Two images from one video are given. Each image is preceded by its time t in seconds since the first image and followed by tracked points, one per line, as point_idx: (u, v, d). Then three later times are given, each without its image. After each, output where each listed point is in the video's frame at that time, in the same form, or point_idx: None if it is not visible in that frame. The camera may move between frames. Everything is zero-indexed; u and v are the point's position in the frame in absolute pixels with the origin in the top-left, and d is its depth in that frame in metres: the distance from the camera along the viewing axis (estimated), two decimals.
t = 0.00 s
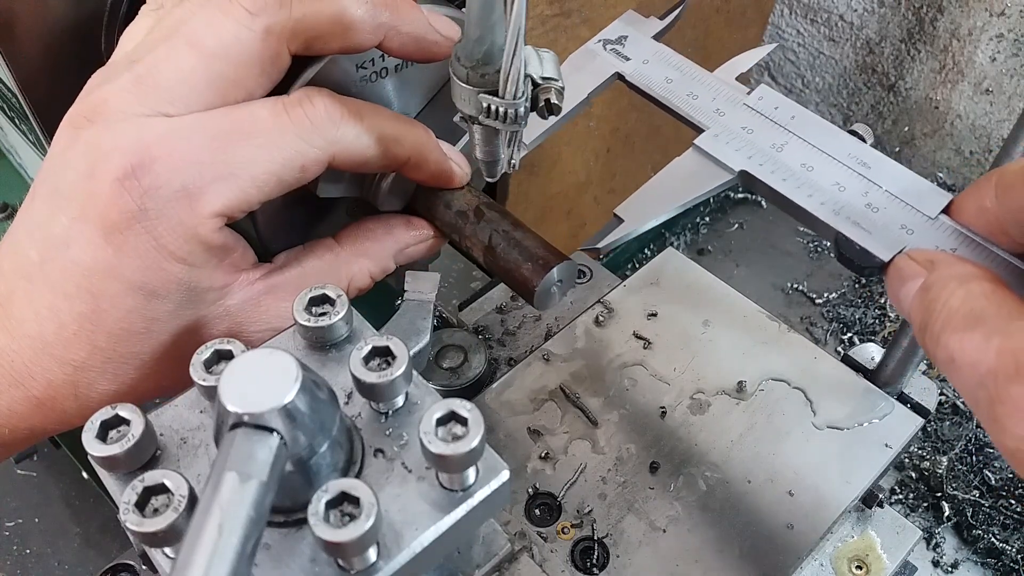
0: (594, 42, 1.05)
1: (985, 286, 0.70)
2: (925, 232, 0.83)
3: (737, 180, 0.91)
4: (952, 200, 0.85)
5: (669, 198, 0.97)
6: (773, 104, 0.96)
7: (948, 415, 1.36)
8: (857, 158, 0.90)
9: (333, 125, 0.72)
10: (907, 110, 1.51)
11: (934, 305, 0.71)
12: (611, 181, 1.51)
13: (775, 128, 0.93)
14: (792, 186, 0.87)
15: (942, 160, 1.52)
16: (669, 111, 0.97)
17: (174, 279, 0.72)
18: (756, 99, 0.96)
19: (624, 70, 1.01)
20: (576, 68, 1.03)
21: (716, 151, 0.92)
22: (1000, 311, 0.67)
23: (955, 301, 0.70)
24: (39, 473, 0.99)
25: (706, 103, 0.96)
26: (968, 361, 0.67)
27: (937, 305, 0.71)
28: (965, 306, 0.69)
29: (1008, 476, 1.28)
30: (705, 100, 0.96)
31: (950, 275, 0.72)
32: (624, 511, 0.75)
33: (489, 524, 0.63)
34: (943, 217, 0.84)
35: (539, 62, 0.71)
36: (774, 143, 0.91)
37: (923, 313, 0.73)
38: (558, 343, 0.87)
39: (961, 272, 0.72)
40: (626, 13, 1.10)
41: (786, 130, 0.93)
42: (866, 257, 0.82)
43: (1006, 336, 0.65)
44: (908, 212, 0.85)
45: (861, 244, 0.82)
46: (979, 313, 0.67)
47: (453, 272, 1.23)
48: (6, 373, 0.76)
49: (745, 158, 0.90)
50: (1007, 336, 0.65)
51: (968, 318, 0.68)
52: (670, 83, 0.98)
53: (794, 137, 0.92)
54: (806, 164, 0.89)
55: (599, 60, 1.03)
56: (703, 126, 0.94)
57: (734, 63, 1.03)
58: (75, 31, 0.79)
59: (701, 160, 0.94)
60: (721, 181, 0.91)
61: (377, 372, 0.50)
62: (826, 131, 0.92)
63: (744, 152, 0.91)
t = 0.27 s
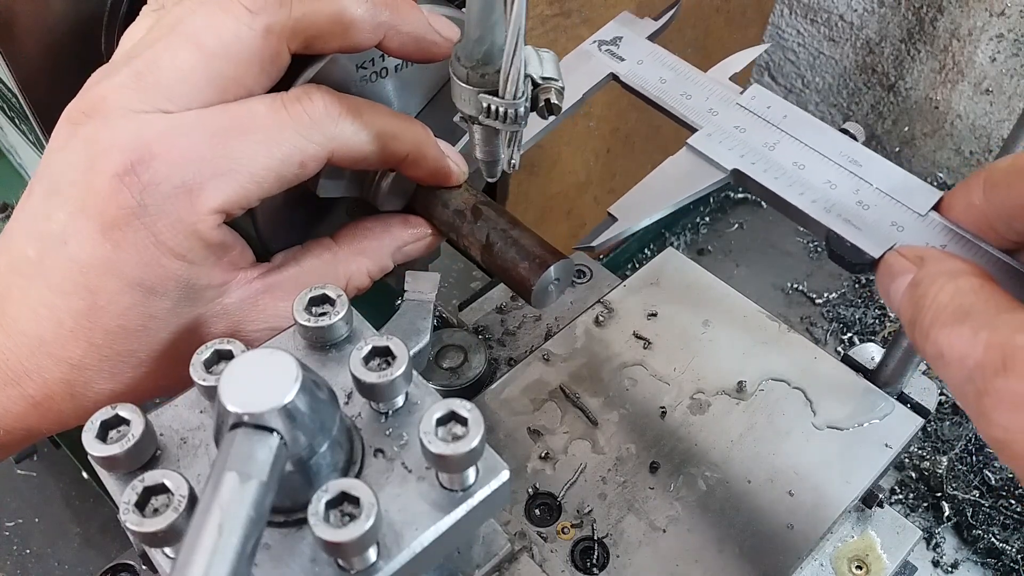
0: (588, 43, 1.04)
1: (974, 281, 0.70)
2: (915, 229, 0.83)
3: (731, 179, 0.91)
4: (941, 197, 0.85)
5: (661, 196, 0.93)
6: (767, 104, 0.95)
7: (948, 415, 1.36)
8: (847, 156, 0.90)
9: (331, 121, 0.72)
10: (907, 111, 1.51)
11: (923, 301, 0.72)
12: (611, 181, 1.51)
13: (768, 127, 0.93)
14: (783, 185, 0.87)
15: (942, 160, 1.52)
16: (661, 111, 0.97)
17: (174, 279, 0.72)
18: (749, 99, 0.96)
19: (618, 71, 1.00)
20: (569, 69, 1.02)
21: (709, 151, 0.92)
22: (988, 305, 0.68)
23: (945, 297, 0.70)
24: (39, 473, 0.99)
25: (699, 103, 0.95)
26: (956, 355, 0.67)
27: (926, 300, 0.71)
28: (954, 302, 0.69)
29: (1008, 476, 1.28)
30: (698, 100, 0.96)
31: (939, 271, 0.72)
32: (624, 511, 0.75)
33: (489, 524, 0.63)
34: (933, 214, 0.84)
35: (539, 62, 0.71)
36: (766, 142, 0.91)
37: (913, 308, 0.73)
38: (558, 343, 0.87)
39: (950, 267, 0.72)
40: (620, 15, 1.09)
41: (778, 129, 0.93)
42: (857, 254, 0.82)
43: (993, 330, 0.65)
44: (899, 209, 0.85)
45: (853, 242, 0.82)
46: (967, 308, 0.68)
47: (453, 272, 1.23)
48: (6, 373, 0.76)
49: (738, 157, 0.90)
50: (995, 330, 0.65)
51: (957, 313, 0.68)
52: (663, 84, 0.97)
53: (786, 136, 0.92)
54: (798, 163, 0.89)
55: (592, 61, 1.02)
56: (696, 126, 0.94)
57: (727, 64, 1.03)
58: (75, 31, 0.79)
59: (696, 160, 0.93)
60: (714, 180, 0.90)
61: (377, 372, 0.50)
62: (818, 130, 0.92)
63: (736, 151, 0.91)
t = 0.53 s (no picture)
0: (578, 45, 1.03)
1: (962, 275, 0.71)
2: (905, 225, 0.83)
3: (720, 177, 0.90)
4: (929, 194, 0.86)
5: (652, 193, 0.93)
6: (756, 104, 0.95)
7: (948, 415, 1.36)
8: (837, 154, 0.90)
9: (330, 113, 0.72)
10: (907, 111, 1.51)
11: (912, 296, 0.72)
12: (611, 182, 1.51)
13: (758, 127, 0.93)
14: (774, 183, 0.87)
15: (942, 160, 1.52)
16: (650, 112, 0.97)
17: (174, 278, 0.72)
18: (738, 99, 0.96)
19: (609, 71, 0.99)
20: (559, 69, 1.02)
21: (700, 150, 0.91)
22: (977, 300, 0.68)
23: (934, 291, 0.71)
24: (39, 473, 0.99)
25: (689, 103, 0.95)
26: (945, 350, 0.68)
27: (915, 296, 0.72)
28: (943, 297, 0.70)
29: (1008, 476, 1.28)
30: (687, 100, 0.95)
31: (928, 266, 0.73)
32: (624, 511, 0.75)
33: (489, 524, 0.64)
34: (922, 210, 0.84)
35: (539, 62, 0.71)
36: (756, 141, 0.91)
37: (902, 303, 0.74)
38: (558, 343, 0.87)
39: (939, 263, 0.73)
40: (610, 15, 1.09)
41: (767, 128, 0.93)
42: (848, 250, 0.82)
43: (980, 324, 0.66)
44: (889, 206, 0.85)
45: (843, 239, 0.82)
46: (956, 303, 0.68)
47: (453, 271, 1.23)
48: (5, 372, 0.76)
49: (728, 156, 0.90)
50: (983, 324, 0.66)
51: (946, 307, 0.69)
52: (653, 84, 0.97)
53: (776, 135, 0.92)
54: (787, 162, 0.89)
55: (583, 62, 1.01)
56: (686, 125, 0.94)
57: (718, 62, 1.03)
58: (75, 31, 0.79)
59: (686, 160, 0.92)
60: (705, 179, 0.90)
61: (377, 372, 0.50)
62: (807, 129, 0.92)
63: (726, 150, 0.91)
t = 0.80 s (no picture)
0: (574, 38, 1.03)
1: (957, 267, 0.70)
2: (900, 218, 0.84)
3: (716, 170, 0.90)
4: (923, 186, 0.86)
5: (647, 186, 0.92)
6: (752, 96, 0.95)
7: (948, 415, 1.36)
8: (832, 146, 0.90)
9: (325, 107, 0.72)
10: (907, 110, 1.51)
11: (908, 288, 0.72)
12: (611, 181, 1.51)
13: (753, 121, 0.93)
14: (769, 176, 0.87)
15: (942, 160, 1.52)
16: (647, 105, 0.96)
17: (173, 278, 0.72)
18: (734, 92, 0.95)
19: (605, 65, 0.99)
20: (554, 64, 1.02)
21: (695, 143, 0.91)
22: (972, 290, 0.68)
23: (930, 282, 0.70)
24: (39, 473, 1.00)
25: (685, 97, 0.95)
26: (942, 341, 0.68)
27: (910, 287, 0.72)
28: (939, 288, 0.69)
29: (1008, 476, 1.28)
30: (683, 93, 0.95)
31: (922, 258, 0.72)
32: (624, 511, 0.75)
33: (489, 524, 0.64)
34: (916, 202, 0.85)
35: (539, 62, 0.71)
36: (752, 134, 0.91)
37: (898, 296, 0.73)
38: (558, 343, 0.87)
39: (933, 254, 0.73)
40: (605, 10, 1.08)
41: (763, 121, 0.92)
42: (843, 243, 0.82)
43: (977, 314, 0.66)
44: (885, 198, 0.85)
45: (838, 232, 0.82)
46: (952, 293, 0.68)
47: (454, 271, 1.23)
48: (5, 372, 0.76)
49: (724, 149, 0.90)
50: (979, 313, 0.66)
51: (941, 299, 0.69)
52: (649, 78, 0.97)
53: (771, 127, 0.92)
54: (783, 154, 0.89)
55: (579, 56, 1.01)
56: (682, 118, 0.94)
57: (712, 57, 1.02)
58: (75, 31, 0.79)
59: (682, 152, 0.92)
60: (701, 172, 0.90)
61: (377, 372, 0.50)
62: (802, 121, 0.92)
63: (722, 143, 0.91)
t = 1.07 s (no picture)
0: (575, 41, 1.03)
1: (965, 268, 0.71)
2: (905, 219, 0.84)
3: (720, 172, 0.90)
4: (928, 187, 0.86)
5: (650, 188, 0.92)
6: (754, 98, 0.95)
7: (948, 415, 1.36)
8: (836, 148, 0.90)
9: (323, 108, 0.71)
10: (907, 110, 1.51)
11: (915, 288, 0.72)
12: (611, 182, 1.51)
13: (756, 122, 0.92)
14: (773, 177, 0.87)
15: (942, 160, 1.52)
16: (650, 108, 0.96)
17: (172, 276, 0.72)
18: (736, 93, 0.95)
19: (607, 67, 0.99)
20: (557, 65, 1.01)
21: (699, 145, 0.91)
22: (982, 291, 0.68)
23: (937, 283, 0.70)
24: (39, 473, 1.00)
25: (688, 99, 0.95)
26: (950, 342, 0.68)
27: (918, 287, 0.72)
28: (946, 289, 0.70)
29: (1008, 476, 1.28)
30: (686, 95, 0.95)
31: (930, 259, 0.73)
32: (624, 511, 0.75)
33: (489, 524, 0.64)
34: (922, 204, 0.85)
35: (539, 62, 0.71)
36: (755, 136, 0.91)
37: (905, 297, 0.74)
38: (558, 343, 0.87)
39: (941, 255, 0.73)
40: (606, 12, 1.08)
41: (766, 123, 0.92)
42: (848, 245, 0.82)
43: (985, 316, 0.66)
44: (889, 200, 0.85)
45: (844, 233, 0.82)
46: (960, 293, 0.68)
47: (453, 271, 1.23)
48: (5, 371, 0.76)
49: (727, 151, 0.90)
50: (988, 315, 0.66)
51: (949, 300, 0.69)
52: (651, 80, 0.97)
53: (775, 129, 0.92)
54: (786, 156, 0.89)
55: (581, 58, 1.01)
56: (685, 121, 0.94)
57: (713, 60, 1.02)
58: (75, 31, 0.79)
59: (684, 154, 0.92)
60: (705, 174, 0.89)
61: (377, 372, 0.50)
62: (805, 123, 0.92)
63: (725, 144, 0.91)
